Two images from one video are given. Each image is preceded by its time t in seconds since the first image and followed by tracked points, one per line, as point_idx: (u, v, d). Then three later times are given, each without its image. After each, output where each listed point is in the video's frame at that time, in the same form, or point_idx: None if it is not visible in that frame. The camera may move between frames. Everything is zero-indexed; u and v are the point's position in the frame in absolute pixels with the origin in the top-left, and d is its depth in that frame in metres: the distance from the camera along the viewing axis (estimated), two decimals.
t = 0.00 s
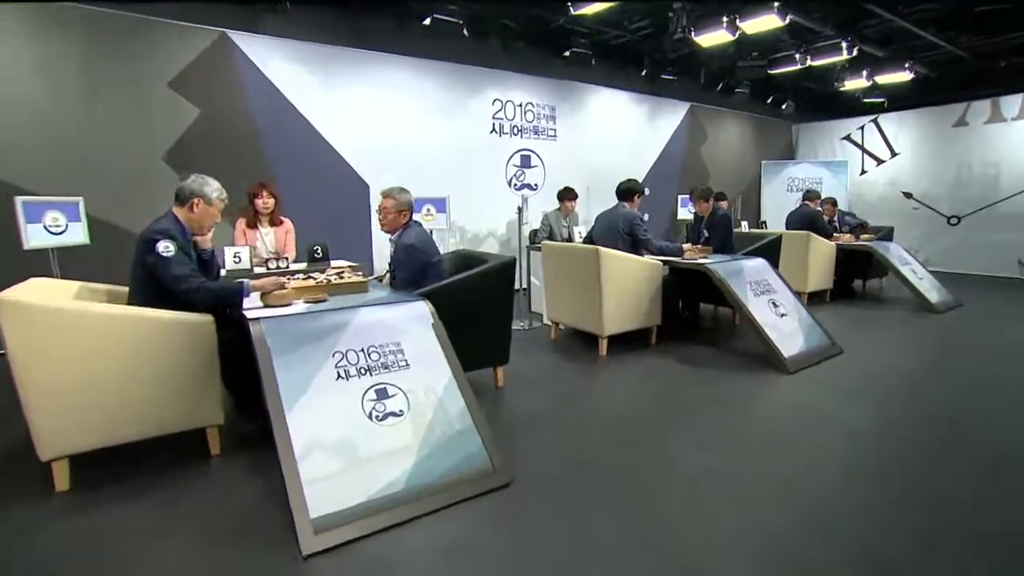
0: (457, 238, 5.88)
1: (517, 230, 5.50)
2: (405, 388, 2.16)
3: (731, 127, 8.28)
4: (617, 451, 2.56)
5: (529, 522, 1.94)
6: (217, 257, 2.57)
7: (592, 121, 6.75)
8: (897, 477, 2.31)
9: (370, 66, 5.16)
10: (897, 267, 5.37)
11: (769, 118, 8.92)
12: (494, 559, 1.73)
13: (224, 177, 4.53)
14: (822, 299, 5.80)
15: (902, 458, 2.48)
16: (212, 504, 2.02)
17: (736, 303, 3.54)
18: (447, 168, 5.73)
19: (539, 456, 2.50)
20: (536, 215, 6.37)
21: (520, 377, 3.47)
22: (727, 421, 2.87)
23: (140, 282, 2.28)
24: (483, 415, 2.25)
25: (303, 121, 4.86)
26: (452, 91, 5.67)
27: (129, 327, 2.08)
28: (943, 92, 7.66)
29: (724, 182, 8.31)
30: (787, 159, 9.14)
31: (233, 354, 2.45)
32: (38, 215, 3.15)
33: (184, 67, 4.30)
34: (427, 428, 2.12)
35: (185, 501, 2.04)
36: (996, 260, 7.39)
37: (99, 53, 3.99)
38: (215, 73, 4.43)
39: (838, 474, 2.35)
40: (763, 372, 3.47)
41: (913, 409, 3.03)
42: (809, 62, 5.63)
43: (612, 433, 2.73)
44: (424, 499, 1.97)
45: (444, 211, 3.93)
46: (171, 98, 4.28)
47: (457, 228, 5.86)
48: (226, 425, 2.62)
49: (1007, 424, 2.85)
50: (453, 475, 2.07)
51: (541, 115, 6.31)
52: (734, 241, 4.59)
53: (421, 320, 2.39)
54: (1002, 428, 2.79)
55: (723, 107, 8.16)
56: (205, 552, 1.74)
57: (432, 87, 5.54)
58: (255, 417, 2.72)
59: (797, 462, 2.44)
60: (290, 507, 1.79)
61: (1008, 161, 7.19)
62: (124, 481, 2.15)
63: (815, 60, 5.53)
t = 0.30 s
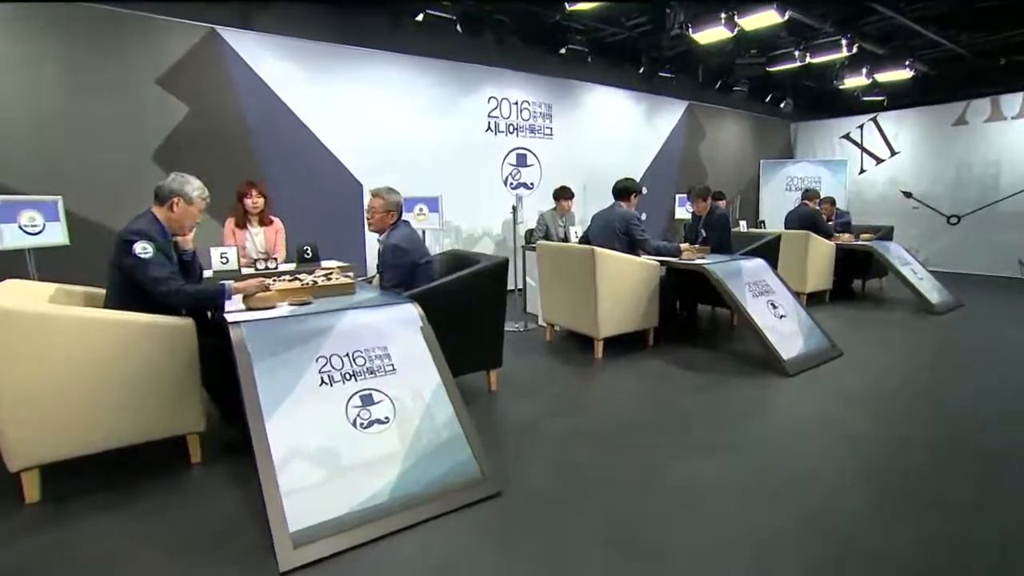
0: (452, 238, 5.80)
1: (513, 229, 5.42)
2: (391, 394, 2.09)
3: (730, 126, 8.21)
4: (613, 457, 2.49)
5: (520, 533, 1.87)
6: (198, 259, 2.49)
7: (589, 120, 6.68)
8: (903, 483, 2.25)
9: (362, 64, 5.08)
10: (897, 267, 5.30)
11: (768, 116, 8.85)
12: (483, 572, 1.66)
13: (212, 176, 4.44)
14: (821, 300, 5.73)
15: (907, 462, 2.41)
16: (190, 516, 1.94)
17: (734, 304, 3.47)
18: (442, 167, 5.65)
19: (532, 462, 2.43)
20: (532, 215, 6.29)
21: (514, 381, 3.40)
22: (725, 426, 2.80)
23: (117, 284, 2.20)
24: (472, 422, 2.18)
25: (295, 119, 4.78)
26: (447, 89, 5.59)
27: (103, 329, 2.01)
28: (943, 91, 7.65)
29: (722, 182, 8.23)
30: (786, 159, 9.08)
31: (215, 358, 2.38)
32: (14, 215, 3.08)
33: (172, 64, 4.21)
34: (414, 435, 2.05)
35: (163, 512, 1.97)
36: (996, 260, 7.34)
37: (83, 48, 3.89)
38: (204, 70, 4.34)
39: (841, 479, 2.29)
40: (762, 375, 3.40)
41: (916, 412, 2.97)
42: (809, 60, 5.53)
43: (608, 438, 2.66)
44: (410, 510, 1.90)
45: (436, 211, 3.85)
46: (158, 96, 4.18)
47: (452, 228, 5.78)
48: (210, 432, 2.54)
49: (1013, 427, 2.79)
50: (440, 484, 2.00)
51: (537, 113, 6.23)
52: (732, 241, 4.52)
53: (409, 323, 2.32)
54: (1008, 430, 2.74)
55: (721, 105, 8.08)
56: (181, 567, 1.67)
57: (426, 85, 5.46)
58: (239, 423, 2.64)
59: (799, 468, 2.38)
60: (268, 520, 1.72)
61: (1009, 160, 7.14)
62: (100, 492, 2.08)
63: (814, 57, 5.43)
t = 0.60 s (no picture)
0: (446, 239, 5.73)
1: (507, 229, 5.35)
2: (375, 400, 2.02)
3: (728, 125, 8.15)
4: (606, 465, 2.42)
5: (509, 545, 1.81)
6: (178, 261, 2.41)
7: (585, 119, 6.60)
8: (905, 492, 2.18)
9: (354, 62, 5.00)
10: (896, 267, 5.24)
11: (767, 115, 8.78)
12: None
13: (200, 175, 4.36)
14: (820, 300, 5.67)
15: (909, 470, 2.34)
16: (167, 527, 1.88)
17: (731, 306, 3.40)
18: (436, 166, 5.57)
19: (523, 469, 2.36)
20: (527, 215, 6.22)
21: (506, 384, 3.33)
22: (721, 432, 2.73)
23: (91, 285, 2.12)
24: (459, 429, 2.11)
25: (286, 117, 4.70)
26: (441, 86, 5.52)
27: (69, 335, 1.92)
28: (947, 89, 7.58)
29: (720, 181, 8.16)
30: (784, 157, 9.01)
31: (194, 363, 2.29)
32: None
33: (158, 60, 4.12)
34: (399, 444, 1.98)
35: (136, 525, 1.89)
36: (995, 260, 7.29)
37: (67, 44, 3.80)
38: (192, 66, 4.25)
39: (844, 497, 2.17)
40: (760, 378, 3.34)
41: (917, 417, 2.90)
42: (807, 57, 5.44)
43: (601, 445, 2.59)
44: (392, 523, 1.84)
45: (428, 210, 3.77)
46: (143, 93, 4.10)
47: (446, 228, 5.71)
48: (192, 439, 2.48)
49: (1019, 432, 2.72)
50: (425, 495, 1.94)
51: (532, 111, 6.15)
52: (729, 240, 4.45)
53: (395, 327, 2.25)
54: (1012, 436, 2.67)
55: (719, 103, 8.01)
56: None
57: (419, 83, 5.38)
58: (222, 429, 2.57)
59: (798, 476, 2.31)
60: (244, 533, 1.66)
61: (1008, 159, 7.10)
62: (75, 502, 2.01)
63: (813, 55, 5.34)
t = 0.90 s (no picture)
0: (440, 238, 5.64)
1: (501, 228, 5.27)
2: (356, 408, 1.95)
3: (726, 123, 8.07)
4: (599, 469, 2.34)
5: (495, 558, 1.73)
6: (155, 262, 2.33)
7: (581, 117, 6.52)
8: (911, 505, 2.06)
9: (346, 59, 4.91)
10: (896, 267, 5.17)
11: (765, 113, 8.70)
12: None
13: (187, 172, 4.28)
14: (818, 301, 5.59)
15: (911, 474, 2.27)
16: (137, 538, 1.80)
17: (728, 307, 3.32)
18: (429, 165, 5.49)
19: (512, 475, 2.29)
20: (522, 214, 6.13)
21: (498, 387, 3.25)
22: (718, 435, 2.66)
23: (60, 287, 2.04)
24: (444, 436, 2.03)
25: (276, 114, 4.62)
26: (435, 84, 5.44)
27: (33, 339, 1.83)
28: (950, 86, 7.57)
29: (718, 179, 8.09)
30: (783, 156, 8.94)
31: (171, 367, 2.22)
32: None
33: (143, 56, 4.04)
34: (381, 453, 1.90)
35: (107, 535, 1.81)
36: (995, 259, 7.22)
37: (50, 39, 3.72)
38: (178, 62, 4.17)
39: (844, 502, 2.09)
40: (758, 381, 3.26)
41: (919, 419, 2.83)
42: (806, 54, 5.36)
43: (594, 449, 2.51)
44: (373, 536, 1.76)
45: (419, 209, 3.69)
46: (128, 89, 4.01)
47: (439, 227, 5.63)
48: (169, 446, 2.39)
49: None
50: (407, 506, 1.86)
51: (528, 109, 6.07)
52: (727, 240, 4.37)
53: (379, 330, 2.17)
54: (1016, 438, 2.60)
55: (717, 101, 7.93)
56: None
57: (412, 80, 5.30)
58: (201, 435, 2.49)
59: (798, 481, 2.23)
60: (213, 549, 1.58)
61: (1009, 157, 7.03)
62: (43, 512, 1.92)
63: (812, 52, 5.26)
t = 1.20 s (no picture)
0: (432, 239, 5.56)
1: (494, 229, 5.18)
2: (331, 418, 1.86)
3: (722, 122, 8.00)
4: (587, 480, 2.26)
5: None
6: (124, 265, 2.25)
7: (575, 116, 6.44)
8: (912, 517, 1.98)
9: (334, 56, 4.83)
10: (894, 268, 5.09)
11: (762, 112, 8.63)
12: None
13: (171, 172, 4.20)
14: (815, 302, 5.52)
15: (913, 483, 2.19)
16: (98, 558, 1.70)
17: (723, 310, 3.23)
18: (420, 165, 5.40)
19: (497, 486, 2.20)
20: (515, 214, 6.04)
21: (487, 392, 3.17)
22: (711, 443, 2.57)
23: (20, 292, 1.95)
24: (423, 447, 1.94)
25: (264, 113, 4.54)
26: (426, 82, 5.36)
27: None
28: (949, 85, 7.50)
29: (714, 179, 8.01)
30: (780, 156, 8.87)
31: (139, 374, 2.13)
32: None
33: (125, 53, 3.95)
34: (356, 466, 1.82)
35: (66, 555, 1.72)
36: (995, 260, 7.15)
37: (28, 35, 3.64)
38: (160, 58, 4.07)
39: (842, 514, 2.01)
40: (754, 386, 3.17)
41: (920, 424, 2.75)
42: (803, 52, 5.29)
43: (584, 458, 2.43)
44: (344, 554, 1.68)
45: (406, 209, 3.60)
46: (110, 86, 3.93)
47: (431, 228, 5.54)
48: (141, 457, 2.30)
49: None
50: (382, 522, 1.77)
51: (521, 108, 5.99)
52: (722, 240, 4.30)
53: (357, 336, 2.09)
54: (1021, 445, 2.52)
55: (714, 101, 7.86)
56: None
57: (403, 78, 5.22)
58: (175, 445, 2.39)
59: (795, 491, 2.15)
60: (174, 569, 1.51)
61: (1009, 157, 6.96)
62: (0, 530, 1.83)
63: (809, 50, 5.18)
